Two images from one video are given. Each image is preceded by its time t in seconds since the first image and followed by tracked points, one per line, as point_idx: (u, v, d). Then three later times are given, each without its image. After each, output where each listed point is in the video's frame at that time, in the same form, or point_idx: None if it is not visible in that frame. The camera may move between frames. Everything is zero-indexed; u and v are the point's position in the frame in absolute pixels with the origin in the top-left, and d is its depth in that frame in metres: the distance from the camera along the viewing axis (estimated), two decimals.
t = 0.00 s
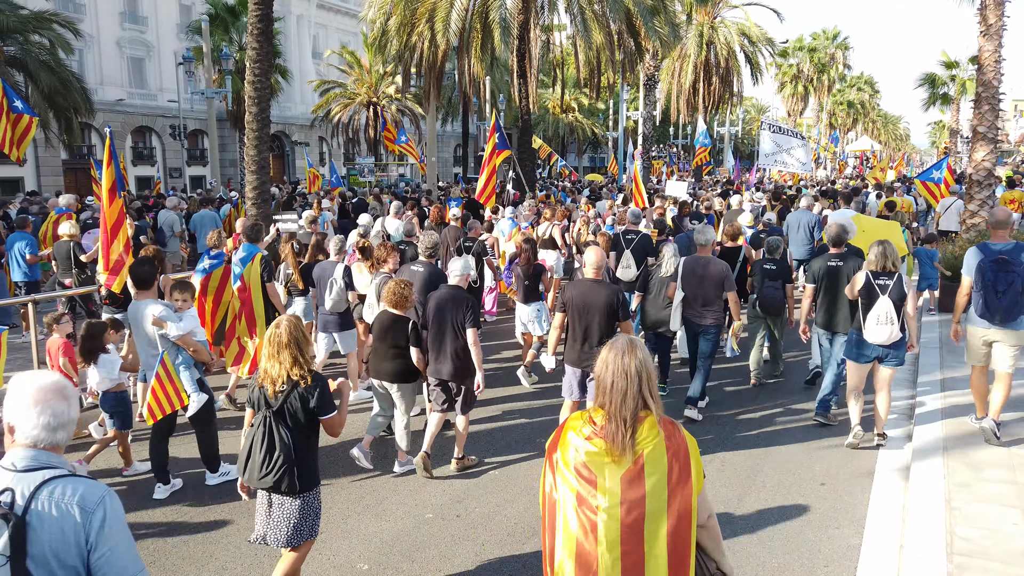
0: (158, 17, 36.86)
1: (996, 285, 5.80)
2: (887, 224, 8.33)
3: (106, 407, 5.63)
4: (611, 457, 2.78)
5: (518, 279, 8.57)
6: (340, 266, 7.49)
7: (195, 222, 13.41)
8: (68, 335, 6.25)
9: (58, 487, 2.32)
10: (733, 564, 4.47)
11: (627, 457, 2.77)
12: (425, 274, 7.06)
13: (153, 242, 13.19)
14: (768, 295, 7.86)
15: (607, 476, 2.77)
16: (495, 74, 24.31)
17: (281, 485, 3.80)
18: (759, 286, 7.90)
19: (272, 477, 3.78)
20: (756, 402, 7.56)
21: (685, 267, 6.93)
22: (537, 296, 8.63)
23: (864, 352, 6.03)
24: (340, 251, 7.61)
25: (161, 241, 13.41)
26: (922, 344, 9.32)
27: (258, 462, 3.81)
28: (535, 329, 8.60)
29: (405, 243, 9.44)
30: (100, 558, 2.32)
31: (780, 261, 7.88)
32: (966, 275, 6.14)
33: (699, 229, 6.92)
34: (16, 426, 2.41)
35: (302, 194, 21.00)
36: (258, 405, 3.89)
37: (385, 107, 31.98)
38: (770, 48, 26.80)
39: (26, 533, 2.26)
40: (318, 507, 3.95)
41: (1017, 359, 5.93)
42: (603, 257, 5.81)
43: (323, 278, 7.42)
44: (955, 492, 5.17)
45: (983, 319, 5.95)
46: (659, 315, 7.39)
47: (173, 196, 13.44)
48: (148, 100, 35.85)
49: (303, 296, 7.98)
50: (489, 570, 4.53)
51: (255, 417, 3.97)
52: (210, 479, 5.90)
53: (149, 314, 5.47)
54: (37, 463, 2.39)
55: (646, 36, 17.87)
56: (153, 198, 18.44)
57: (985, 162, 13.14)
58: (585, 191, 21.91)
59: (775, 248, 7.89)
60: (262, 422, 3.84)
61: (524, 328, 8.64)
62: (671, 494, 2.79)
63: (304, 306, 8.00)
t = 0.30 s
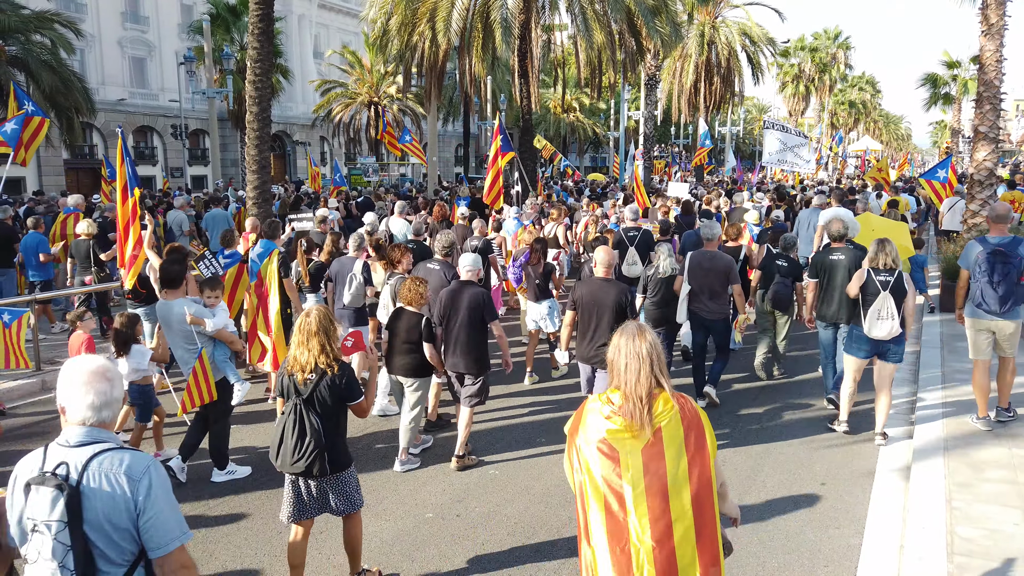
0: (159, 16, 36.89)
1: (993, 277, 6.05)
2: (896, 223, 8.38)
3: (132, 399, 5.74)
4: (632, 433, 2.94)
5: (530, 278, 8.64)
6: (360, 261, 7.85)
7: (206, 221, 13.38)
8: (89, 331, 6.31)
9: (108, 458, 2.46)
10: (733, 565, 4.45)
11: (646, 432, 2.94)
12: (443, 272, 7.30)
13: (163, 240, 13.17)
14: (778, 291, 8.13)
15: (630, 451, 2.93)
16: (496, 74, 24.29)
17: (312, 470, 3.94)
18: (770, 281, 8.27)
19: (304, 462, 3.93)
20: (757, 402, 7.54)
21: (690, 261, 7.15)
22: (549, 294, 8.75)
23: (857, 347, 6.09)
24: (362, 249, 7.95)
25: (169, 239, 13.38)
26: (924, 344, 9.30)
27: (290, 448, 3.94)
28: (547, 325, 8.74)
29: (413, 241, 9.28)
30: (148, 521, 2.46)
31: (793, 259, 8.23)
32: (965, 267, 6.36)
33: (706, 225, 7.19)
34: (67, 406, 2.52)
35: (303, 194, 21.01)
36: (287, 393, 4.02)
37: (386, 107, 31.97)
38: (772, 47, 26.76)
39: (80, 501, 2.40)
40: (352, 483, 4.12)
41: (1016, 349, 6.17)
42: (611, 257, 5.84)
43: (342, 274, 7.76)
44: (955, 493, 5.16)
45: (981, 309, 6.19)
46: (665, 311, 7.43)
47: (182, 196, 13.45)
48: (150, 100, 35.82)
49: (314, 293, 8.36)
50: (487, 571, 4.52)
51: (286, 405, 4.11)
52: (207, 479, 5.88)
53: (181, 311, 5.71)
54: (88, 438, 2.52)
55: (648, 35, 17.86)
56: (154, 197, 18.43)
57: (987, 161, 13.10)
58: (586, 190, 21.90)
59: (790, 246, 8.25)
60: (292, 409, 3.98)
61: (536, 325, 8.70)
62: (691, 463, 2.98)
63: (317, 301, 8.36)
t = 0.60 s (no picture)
0: (161, 16, 36.93)
1: (997, 274, 6.10)
2: (900, 222, 8.55)
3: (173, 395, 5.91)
4: (636, 420, 3.19)
5: (545, 274, 8.86)
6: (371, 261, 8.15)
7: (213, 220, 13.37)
8: (113, 327, 6.57)
9: (157, 434, 2.77)
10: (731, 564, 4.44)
11: (648, 419, 3.18)
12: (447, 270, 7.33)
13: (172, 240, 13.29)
14: (783, 290, 8.33)
15: (634, 437, 3.19)
16: (497, 73, 24.29)
17: (344, 463, 4.06)
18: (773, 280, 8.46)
19: (337, 454, 4.05)
20: (756, 402, 7.54)
21: (700, 262, 7.36)
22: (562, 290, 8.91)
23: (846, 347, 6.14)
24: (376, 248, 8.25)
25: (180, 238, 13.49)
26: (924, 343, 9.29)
27: (325, 440, 4.06)
28: (560, 321, 8.86)
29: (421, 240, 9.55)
30: (189, 493, 2.76)
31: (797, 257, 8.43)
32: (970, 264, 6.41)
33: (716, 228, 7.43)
34: (125, 382, 2.85)
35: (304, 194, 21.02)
36: (327, 388, 4.19)
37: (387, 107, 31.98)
38: (773, 47, 26.74)
39: (131, 471, 2.71)
40: (381, 477, 4.25)
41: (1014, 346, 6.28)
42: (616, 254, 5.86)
43: (354, 272, 8.14)
44: (955, 492, 5.16)
45: (984, 305, 6.22)
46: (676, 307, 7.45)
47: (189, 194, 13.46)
48: (151, 100, 35.84)
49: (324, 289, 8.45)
50: (486, 571, 4.51)
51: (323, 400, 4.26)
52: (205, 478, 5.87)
53: (206, 307, 5.87)
54: (143, 413, 2.84)
55: (648, 35, 17.87)
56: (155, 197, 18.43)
57: (988, 161, 13.08)
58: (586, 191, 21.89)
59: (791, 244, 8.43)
60: (330, 405, 4.13)
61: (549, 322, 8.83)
62: (689, 446, 3.17)
63: (327, 299, 8.44)
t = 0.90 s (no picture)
0: (162, 16, 36.95)
1: (1007, 269, 6.50)
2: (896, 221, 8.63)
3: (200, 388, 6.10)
4: (636, 393, 3.18)
5: (555, 272, 9.02)
6: (380, 258, 8.11)
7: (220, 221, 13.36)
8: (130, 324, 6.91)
9: (228, 419, 2.85)
10: (730, 564, 4.44)
11: (647, 393, 3.17)
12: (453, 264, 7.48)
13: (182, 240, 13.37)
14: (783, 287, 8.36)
15: (633, 410, 3.17)
16: (498, 73, 24.25)
17: (374, 443, 4.25)
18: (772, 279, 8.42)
19: (368, 435, 4.24)
20: (756, 401, 7.52)
21: (714, 256, 7.66)
22: (570, 288, 9.12)
23: (835, 341, 6.43)
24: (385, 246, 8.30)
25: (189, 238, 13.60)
26: (924, 343, 9.29)
27: (355, 422, 4.26)
28: (565, 318, 9.00)
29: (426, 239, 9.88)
30: (258, 472, 2.85)
31: (793, 254, 8.39)
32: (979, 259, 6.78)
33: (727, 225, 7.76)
34: (194, 369, 2.90)
35: (305, 193, 21.02)
36: (358, 371, 4.38)
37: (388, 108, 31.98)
38: (774, 48, 26.71)
39: (207, 452, 2.78)
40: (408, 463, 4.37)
41: (1018, 338, 6.66)
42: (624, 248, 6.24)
43: (365, 269, 8.17)
44: (954, 492, 5.15)
45: (994, 297, 6.62)
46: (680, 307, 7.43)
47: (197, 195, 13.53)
48: (152, 100, 35.86)
49: (340, 288, 8.53)
50: (484, 570, 4.51)
51: (353, 384, 4.45)
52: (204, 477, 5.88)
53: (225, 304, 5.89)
54: (211, 398, 2.91)
55: (648, 35, 17.85)
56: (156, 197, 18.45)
57: (988, 162, 13.08)
58: (586, 191, 21.88)
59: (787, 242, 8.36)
60: (361, 387, 4.32)
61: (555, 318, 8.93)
62: (686, 419, 3.17)
63: (343, 297, 8.51)
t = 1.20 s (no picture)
0: (163, 17, 36.96)
1: (1008, 269, 6.50)
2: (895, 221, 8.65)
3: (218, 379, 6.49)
4: (649, 383, 3.33)
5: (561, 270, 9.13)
6: (392, 256, 8.18)
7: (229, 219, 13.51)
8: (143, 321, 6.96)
9: (280, 402, 3.06)
10: (728, 564, 4.44)
11: (660, 383, 3.31)
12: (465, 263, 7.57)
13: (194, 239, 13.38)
14: (785, 285, 8.52)
15: (647, 400, 3.31)
16: (498, 73, 24.23)
17: (394, 434, 4.36)
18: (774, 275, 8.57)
19: (388, 426, 4.34)
20: (757, 401, 7.51)
21: (721, 255, 7.73)
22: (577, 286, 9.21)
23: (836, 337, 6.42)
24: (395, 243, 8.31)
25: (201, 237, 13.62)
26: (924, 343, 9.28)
27: (377, 413, 4.37)
28: (572, 316, 9.17)
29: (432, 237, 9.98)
30: (309, 451, 3.07)
31: (793, 251, 8.55)
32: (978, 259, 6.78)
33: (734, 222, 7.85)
34: (245, 354, 3.09)
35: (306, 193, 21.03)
36: (378, 366, 4.47)
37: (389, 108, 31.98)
38: (774, 48, 26.70)
39: (262, 433, 2.99)
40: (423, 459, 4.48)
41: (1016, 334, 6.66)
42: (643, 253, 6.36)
43: (377, 267, 8.15)
44: (953, 492, 5.15)
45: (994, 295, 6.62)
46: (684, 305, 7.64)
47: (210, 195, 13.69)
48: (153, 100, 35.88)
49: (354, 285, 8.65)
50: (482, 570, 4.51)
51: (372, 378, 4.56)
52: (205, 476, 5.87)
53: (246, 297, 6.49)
54: (262, 381, 3.10)
55: (649, 35, 17.82)
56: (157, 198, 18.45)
57: (989, 162, 13.07)
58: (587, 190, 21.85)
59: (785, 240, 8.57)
60: (380, 379, 4.42)
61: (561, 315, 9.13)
62: (697, 411, 3.31)
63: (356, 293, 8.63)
